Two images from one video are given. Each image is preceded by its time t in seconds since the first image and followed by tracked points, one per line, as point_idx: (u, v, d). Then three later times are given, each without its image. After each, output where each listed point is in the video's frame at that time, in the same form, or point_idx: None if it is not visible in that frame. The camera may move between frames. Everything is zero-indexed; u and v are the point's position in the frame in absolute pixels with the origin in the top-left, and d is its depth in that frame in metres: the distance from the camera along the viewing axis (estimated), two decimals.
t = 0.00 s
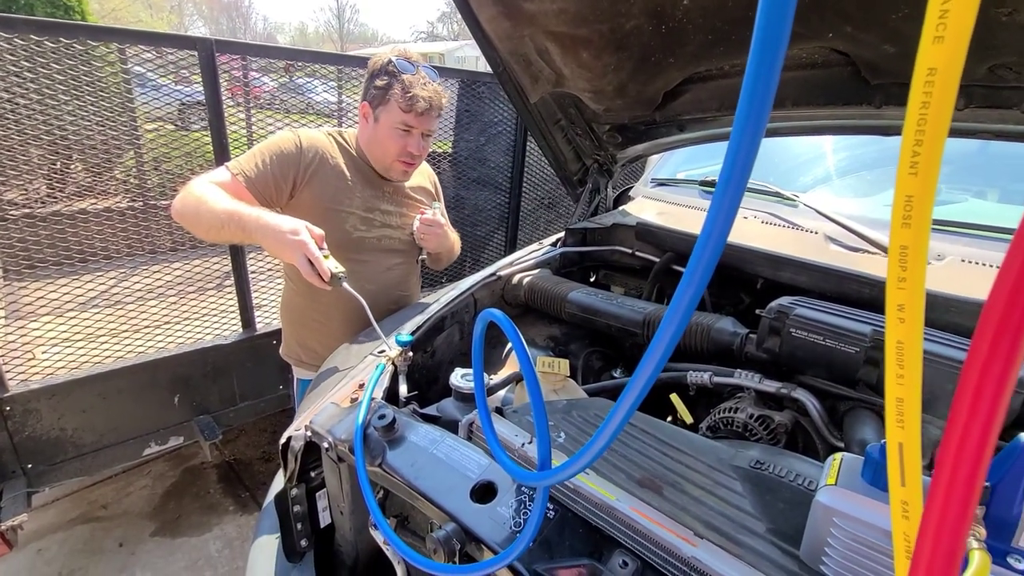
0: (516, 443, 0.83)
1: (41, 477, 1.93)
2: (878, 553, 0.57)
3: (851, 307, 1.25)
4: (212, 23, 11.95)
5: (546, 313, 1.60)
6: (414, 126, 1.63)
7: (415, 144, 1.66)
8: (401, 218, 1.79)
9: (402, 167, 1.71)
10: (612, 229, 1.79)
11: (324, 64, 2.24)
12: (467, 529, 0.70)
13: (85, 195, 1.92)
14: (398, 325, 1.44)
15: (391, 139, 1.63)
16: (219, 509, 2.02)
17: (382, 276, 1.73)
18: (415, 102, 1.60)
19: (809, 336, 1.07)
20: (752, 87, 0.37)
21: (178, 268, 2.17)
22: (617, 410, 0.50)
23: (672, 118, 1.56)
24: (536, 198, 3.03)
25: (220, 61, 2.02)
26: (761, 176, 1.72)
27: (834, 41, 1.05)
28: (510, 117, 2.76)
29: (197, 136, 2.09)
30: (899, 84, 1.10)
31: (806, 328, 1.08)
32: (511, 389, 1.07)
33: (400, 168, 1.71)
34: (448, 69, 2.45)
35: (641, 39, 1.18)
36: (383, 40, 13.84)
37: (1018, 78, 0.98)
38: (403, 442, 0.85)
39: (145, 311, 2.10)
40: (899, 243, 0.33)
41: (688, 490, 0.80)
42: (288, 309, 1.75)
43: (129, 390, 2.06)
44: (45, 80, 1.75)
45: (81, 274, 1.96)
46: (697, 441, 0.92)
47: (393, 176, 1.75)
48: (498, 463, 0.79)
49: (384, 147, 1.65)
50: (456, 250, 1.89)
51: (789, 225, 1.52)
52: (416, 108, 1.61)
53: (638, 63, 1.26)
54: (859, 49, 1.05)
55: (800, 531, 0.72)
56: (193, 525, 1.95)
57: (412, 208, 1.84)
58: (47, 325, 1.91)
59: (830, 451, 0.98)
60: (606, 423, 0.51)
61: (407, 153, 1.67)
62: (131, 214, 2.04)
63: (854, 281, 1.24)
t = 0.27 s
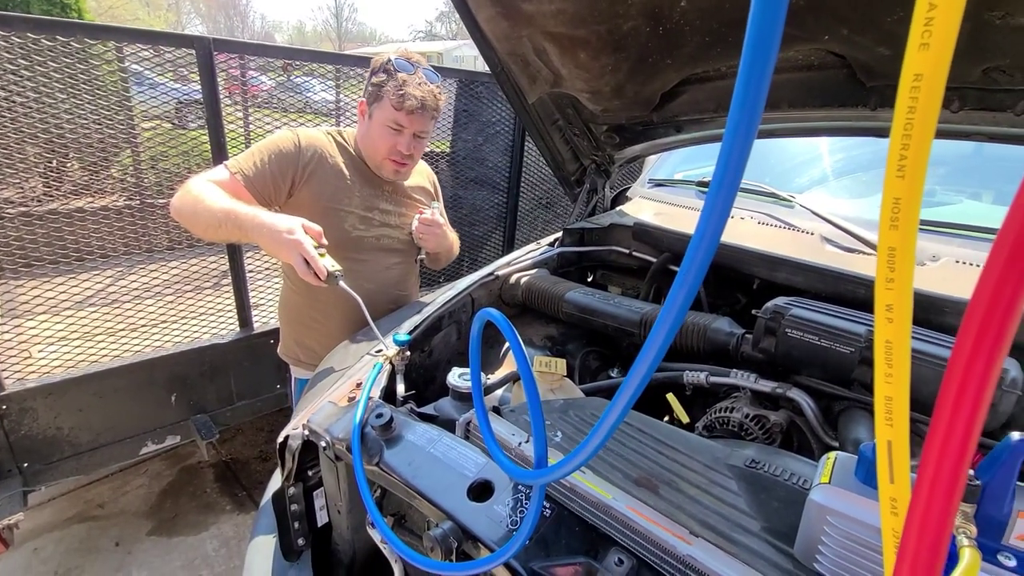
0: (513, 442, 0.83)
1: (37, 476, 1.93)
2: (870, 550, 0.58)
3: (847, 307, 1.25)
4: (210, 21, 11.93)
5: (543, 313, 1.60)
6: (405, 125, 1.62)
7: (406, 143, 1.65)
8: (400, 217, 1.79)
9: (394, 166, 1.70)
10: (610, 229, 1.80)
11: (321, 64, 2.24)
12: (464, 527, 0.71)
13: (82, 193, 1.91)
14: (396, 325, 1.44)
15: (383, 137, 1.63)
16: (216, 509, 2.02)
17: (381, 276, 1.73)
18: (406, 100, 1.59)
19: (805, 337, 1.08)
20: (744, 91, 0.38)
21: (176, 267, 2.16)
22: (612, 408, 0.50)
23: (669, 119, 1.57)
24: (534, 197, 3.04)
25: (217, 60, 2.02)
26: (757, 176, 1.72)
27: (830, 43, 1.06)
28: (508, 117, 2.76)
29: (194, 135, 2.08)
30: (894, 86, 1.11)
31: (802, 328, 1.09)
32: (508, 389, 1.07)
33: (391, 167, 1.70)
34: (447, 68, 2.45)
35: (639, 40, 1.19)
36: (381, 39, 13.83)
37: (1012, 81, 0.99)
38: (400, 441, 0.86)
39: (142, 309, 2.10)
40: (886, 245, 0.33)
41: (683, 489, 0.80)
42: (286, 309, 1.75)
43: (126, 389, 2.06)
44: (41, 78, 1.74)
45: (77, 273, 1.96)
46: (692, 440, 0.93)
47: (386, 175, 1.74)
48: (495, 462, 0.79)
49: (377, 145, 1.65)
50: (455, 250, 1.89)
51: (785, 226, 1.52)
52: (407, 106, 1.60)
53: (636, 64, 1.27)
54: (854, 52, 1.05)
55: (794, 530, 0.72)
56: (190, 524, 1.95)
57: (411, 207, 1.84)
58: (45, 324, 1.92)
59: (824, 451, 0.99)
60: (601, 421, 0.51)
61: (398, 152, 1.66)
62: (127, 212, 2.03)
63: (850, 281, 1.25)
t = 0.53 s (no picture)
0: (513, 440, 0.83)
1: (36, 475, 1.93)
2: (868, 548, 0.59)
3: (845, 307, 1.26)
4: (209, 21, 11.92)
5: (543, 313, 1.60)
6: (408, 127, 1.62)
7: (408, 145, 1.65)
8: (400, 217, 1.80)
9: (396, 167, 1.71)
10: (610, 229, 1.80)
11: (321, 63, 2.24)
12: (465, 526, 0.71)
13: (81, 193, 1.91)
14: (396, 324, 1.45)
15: (385, 138, 1.63)
16: (215, 508, 2.02)
17: (381, 275, 1.74)
18: (410, 102, 1.60)
19: (804, 337, 1.08)
20: (744, 92, 0.38)
21: (176, 266, 2.17)
22: (613, 406, 0.51)
23: (669, 120, 1.57)
24: (533, 197, 3.04)
25: (217, 60, 2.02)
26: (757, 177, 1.73)
27: (829, 44, 1.07)
28: (508, 118, 2.77)
29: (194, 135, 2.09)
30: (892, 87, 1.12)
31: (800, 328, 1.09)
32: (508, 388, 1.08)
33: (393, 168, 1.71)
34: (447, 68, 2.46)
35: (638, 41, 1.19)
36: (380, 39, 13.82)
37: (1009, 82, 0.99)
38: (401, 440, 0.86)
39: (142, 309, 2.10)
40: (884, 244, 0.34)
41: (683, 488, 0.81)
42: (286, 308, 1.76)
43: (126, 388, 2.06)
44: (40, 77, 1.74)
45: (77, 272, 1.96)
46: (692, 439, 0.93)
47: (387, 176, 1.74)
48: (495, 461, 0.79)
49: (378, 146, 1.66)
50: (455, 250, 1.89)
51: (784, 226, 1.53)
52: (410, 108, 1.60)
53: (636, 65, 1.27)
54: (853, 53, 1.06)
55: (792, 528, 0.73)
56: (189, 524, 1.95)
57: (411, 207, 1.85)
58: (44, 324, 1.92)
59: (823, 450, 0.99)
60: (602, 420, 0.52)
61: (400, 154, 1.67)
62: (127, 211, 2.03)
63: (848, 282, 1.25)
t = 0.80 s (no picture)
0: (514, 441, 0.83)
1: (35, 475, 1.92)
2: (869, 550, 0.58)
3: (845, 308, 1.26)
4: (208, 20, 11.92)
5: (543, 313, 1.60)
6: (408, 127, 1.62)
7: (408, 145, 1.65)
8: (400, 217, 1.80)
9: (395, 167, 1.70)
10: (610, 230, 1.81)
11: (321, 63, 2.24)
12: (465, 527, 0.71)
13: (79, 192, 1.91)
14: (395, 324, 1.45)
15: (385, 138, 1.63)
16: (214, 509, 2.02)
17: (381, 275, 1.74)
18: (411, 102, 1.60)
19: (803, 338, 1.09)
20: (750, 95, 0.38)
21: (175, 266, 2.16)
22: (616, 408, 0.50)
23: (669, 121, 1.57)
24: (533, 198, 3.04)
25: (217, 59, 2.02)
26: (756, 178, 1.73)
27: (830, 45, 1.07)
28: (507, 118, 2.77)
29: (193, 134, 2.08)
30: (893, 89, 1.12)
31: (800, 329, 1.09)
32: (508, 389, 1.08)
33: (393, 168, 1.71)
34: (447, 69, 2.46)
35: (639, 42, 1.19)
36: (379, 38, 13.81)
37: (1009, 84, 1.00)
38: (401, 441, 0.86)
39: (141, 308, 2.10)
40: (889, 248, 0.34)
41: (684, 489, 0.81)
42: (286, 308, 1.75)
43: (124, 388, 2.05)
44: (39, 76, 1.74)
45: (76, 271, 1.96)
46: (692, 440, 0.93)
47: (387, 176, 1.74)
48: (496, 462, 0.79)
49: (378, 146, 1.66)
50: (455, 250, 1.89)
51: (784, 227, 1.53)
52: (411, 108, 1.60)
53: (636, 66, 1.27)
54: (853, 55, 1.06)
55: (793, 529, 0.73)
56: (188, 524, 1.95)
57: (411, 207, 1.85)
58: (43, 324, 1.92)
59: (823, 451, 0.99)
60: (604, 422, 0.51)
61: (400, 154, 1.67)
62: (126, 210, 2.03)
63: (848, 283, 1.26)
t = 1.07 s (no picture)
0: (514, 442, 0.83)
1: (32, 475, 1.91)
2: (871, 552, 0.58)
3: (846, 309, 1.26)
4: (207, 19, 11.90)
5: (542, 313, 1.60)
6: (407, 126, 1.62)
7: (407, 144, 1.65)
8: (399, 216, 1.79)
9: (394, 166, 1.70)
10: (609, 230, 1.80)
11: (320, 62, 2.23)
12: (465, 528, 0.71)
13: (75, 191, 1.92)
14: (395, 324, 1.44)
15: (384, 137, 1.63)
16: (212, 509, 2.01)
17: (380, 275, 1.73)
18: (409, 101, 1.59)
19: (804, 338, 1.08)
20: (756, 94, 0.38)
21: (172, 266, 2.18)
22: (618, 410, 0.50)
23: (669, 120, 1.57)
24: (532, 198, 3.04)
25: (216, 58, 2.01)
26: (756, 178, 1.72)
27: (830, 45, 1.07)
28: (507, 118, 2.76)
29: (191, 133, 2.08)
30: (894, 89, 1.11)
31: (801, 329, 1.09)
32: (508, 390, 1.07)
33: (391, 168, 1.70)
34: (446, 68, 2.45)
35: (639, 41, 1.19)
36: (378, 37, 13.80)
37: (1010, 85, 0.99)
38: (401, 442, 0.85)
39: (139, 308, 2.11)
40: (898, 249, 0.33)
41: (684, 490, 0.80)
42: (286, 308, 1.74)
43: (123, 388, 2.04)
44: (36, 75, 1.73)
45: (73, 271, 1.97)
46: (692, 441, 0.93)
47: (386, 175, 1.73)
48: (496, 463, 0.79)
49: (376, 145, 1.65)
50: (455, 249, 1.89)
51: (784, 227, 1.53)
52: (410, 107, 1.60)
53: (636, 65, 1.27)
54: (854, 54, 1.06)
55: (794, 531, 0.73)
56: (186, 524, 1.94)
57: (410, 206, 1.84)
58: (41, 323, 1.91)
59: (823, 452, 0.99)
60: (606, 423, 0.51)
61: (398, 153, 1.66)
62: (124, 209, 2.05)
63: (849, 284, 1.25)
